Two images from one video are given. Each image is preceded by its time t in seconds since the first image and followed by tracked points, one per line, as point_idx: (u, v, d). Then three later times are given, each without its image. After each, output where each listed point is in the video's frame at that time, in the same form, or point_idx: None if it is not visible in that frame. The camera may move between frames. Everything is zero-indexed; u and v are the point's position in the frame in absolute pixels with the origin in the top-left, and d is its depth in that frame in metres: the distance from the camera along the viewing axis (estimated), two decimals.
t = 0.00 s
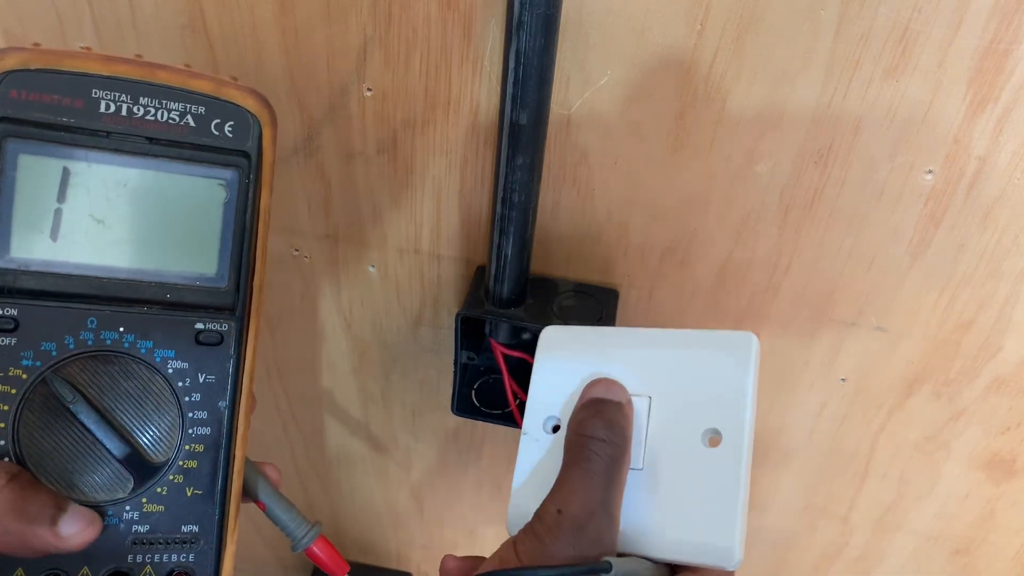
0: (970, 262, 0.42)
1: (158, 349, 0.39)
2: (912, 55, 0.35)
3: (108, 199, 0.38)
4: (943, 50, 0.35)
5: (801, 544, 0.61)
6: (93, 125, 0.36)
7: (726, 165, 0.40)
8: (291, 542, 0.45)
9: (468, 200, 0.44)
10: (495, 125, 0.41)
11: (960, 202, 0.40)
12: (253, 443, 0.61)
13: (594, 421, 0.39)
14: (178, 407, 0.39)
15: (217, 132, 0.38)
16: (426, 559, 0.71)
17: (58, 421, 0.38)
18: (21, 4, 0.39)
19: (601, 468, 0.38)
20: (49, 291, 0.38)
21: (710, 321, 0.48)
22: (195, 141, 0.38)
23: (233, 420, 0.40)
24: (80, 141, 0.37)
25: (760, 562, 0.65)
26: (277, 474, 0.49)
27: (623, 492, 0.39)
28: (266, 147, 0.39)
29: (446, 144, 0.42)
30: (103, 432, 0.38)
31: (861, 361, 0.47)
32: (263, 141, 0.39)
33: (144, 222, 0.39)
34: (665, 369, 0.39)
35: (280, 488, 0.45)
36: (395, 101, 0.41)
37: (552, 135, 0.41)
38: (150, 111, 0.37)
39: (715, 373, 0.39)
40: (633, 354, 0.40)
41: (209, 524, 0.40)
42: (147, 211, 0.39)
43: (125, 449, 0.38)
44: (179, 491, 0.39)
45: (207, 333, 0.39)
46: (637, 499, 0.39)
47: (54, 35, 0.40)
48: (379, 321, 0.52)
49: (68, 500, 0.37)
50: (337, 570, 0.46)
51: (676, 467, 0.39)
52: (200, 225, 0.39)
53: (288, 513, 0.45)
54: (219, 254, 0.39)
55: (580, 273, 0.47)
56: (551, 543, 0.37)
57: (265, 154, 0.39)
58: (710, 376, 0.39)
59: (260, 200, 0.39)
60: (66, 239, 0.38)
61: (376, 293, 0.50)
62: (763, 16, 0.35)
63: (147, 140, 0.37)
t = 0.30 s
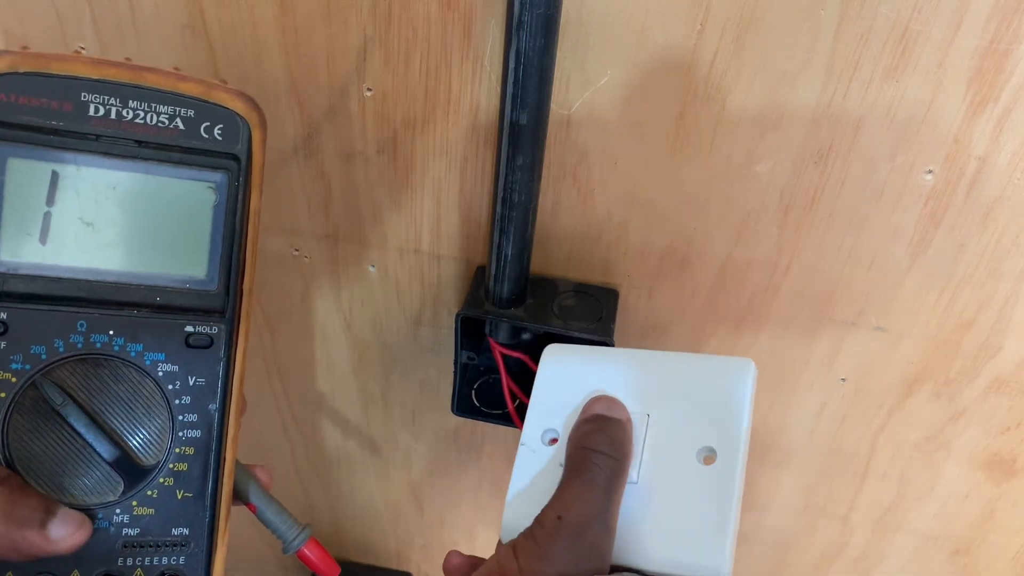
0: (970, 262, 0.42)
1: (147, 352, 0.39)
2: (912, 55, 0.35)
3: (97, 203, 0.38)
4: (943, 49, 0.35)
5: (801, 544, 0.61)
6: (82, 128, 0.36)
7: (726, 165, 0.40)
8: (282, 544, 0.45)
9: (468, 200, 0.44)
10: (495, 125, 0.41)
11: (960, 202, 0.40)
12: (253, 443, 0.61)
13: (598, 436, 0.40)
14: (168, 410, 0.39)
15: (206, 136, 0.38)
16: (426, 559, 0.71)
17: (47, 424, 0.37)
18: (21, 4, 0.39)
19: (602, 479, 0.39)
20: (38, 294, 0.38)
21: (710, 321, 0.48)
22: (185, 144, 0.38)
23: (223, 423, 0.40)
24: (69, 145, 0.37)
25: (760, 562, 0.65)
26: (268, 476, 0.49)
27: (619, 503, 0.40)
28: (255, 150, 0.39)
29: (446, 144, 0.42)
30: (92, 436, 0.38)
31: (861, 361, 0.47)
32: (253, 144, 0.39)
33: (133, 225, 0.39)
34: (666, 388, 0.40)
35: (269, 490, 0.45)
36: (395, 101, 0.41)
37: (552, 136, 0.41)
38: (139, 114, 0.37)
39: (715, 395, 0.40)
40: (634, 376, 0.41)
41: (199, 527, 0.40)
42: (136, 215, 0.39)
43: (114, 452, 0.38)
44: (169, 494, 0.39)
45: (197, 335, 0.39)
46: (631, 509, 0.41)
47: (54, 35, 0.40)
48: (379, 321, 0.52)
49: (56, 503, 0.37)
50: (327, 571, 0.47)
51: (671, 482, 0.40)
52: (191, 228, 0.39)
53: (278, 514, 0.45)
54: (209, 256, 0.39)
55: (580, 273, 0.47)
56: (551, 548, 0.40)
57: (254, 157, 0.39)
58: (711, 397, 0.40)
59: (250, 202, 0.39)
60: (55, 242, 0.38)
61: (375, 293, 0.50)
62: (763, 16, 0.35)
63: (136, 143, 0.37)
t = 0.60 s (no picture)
0: (969, 262, 0.42)
1: (148, 352, 0.39)
2: (912, 55, 0.35)
3: (99, 203, 0.38)
4: (943, 49, 0.35)
5: (801, 544, 0.61)
6: (83, 128, 0.37)
7: (726, 165, 0.40)
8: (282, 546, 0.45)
9: (468, 200, 0.44)
10: (495, 125, 0.41)
11: (960, 202, 0.40)
12: (253, 443, 0.61)
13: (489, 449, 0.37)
14: (168, 411, 0.39)
15: (207, 137, 0.38)
16: (426, 559, 0.71)
17: (47, 424, 0.37)
18: (22, 5, 0.39)
19: (505, 487, 0.36)
20: (39, 294, 0.37)
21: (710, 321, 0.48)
22: (186, 145, 0.38)
23: (223, 424, 0.40)
24: (71, 146, 0.37)
25: (760, 562, 0.65)
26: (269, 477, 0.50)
27: (577, 461, 0.35)
28: (256, 152, 0.39)
29: (445, 144, 0.42)
30: (92, 435, 0.38)
31: (861, 361, 0.48)
32: (253, 146, 0.39)
33: (135, 227, 0.39)
34: (641, 323, 0.36)
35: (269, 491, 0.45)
36: (395, 101, 0.41)
37: (552, 136, 0.41)
38: (141, 115, 0.37)
39: (699, 326, 0.33)
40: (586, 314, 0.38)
41: (200, 528, 0.40)
42: (137, 216, 0.39)
43: (114, 452, 0.38)
44: (169, 494, 0.39)
45: (198, 336, 0.39)
46: (594, 467, 0.34)
47: (54, 36, 0.40)
48: (378, 321, 0.52)
49: (56, 504, 0.37)
50: (326, 571, 0.47)
51: (639, 429, 0.33)
52: (192, 230, 0.40)
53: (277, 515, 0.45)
54: (209, 256, 0.40)
55: (580, 273, 0.47)
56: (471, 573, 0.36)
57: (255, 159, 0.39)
58: (692, 329, 0.33)
59: (251, 201, 0.40)
60: (56, 243, 0.38)
61: (375, 293, 0.50)
62: (763, 15, 0.35)
63: (138, 144, 0.37)
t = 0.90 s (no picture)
0: (969, 262, 0.42)
1: (158, 347, 0.39)
2: (912, 55, 0.35)
3: (110, 200, 0.38)
4: (943, 50, 0.35)
5: (800, 544, 0.61)
6: (96, 127, 0.36)
7: (726, 165, 0.40)
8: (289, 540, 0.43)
9: (468, 200, 0.44)
10: (495, 125, 0.41)
11: (960, 203, 0.40)
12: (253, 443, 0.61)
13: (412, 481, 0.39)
14: (178, 405, 0.39)
15: (216, 136, 0.38)
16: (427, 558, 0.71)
17: (60, 418, 0.37)
18: (22, 4, 0.39)
19: (419, 525, 0.39)
20: (53, 290, 0.38)
21: (710, 322, 0.48)
22: (196, 143, 0.38)
23: (232, 418, 0.40)
24: (84, 143, 0.37)
25: (760, 561, 0.65)
26: (275, 473, 0.48)
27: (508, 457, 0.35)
28: (265, 150, 0.39)
29: (445, 144, 0.42)
30: (104, 428, 0.38)
31: (861, 361, 0.47)
32: (263, 144, 0.39)
33: (146, 223, 0.39)
34: (570, 311, 0.35)
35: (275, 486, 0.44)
36: (395, 101, 0.41)
37: (552, 136, 0.41)
38: (152, 114, 0.37)
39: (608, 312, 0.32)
40: (535, 308, 0.38)
41: (209, 520, 0.40)
42: (148, 213, 0.39)
43: (126, 445, 0.38)
44: (179, 487, 0.39)
45: (208, 331, 0.39)
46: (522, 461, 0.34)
47: (55, 36, 0.40)
48: (379, 321, 0.52)
49: (71, 497, 0.37)
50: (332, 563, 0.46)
51: (554, 421, 0.33)
52: (201, 226, 0.40)
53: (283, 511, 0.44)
54: (219, 253, 0.40)
55: (579, 272, 0.47)
56: None
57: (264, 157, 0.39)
58: (603, 316, 0.32)
59: (260, 200, 0.39)
60: (68, 241, 0.38)
61: (376, 292, 0.50)
62: (763, 16, 0.35)
63: (149, 141, 0.37)
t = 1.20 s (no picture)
0: (969, 262, 0.42)
1: (170, 351, 0.39)
2: (912, 55, 0.35)
3: (123, 203, 0.38)
4: (943, 50, 0.35)
5: (800, 544, 0.61)
6: (110, 132, 0.36)
7: (726, 165, 0.40)
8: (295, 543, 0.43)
9: (468, 200, 0.44)
10: (495, 125, 0.41)
11: (960, 203, 0.40)
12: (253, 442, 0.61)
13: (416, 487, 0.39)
14: (189, 408, 0.39)
15: (229, 141, 0.38)
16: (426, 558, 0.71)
17: (73, 423, 0.37)
18: (21, 4, 0.39)
19: (426, 532, 0.38)
20: (66, 294, 0.37)
21: (710, 322, 0.48)
22: (209, 148, 0.38)
23: (243, 421, 0.40)
24: (98, 148, 0.37)
25: (760, 562, 0.65)
26: (282, 476, 0.48)
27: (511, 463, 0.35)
28: (278, 156, 0.39)
29: (446, 145, 0.42)
30: (116, 431, 0.38)
31: (861, 361, 0.47)
32: (275, 150, 0.39)
33: (159, 228, 0.39)
34: (570, 315, 0.35)
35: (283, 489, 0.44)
36: (395, 100, 0.41)
37: (552, 136, 0.41)
38: (166, 119, 0.37)
39: (610, 318, 0.31)
40: (536, 312, 0.38)
41: (219, 522, 0.40)
42: (160, 217, 0.39)
43: (138, 447, 0.38)
44: (190, 489, 0.39)
45: (219, 335, 0.40)
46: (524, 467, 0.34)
47: (54, 36, 0.40)
48: (379, 321, 0.52)
49: (82, 499, 0.37)
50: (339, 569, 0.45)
51: (553, 427, 0.33)
52: (213, 231, 0.40)
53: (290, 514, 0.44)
54: (231, 258, 0.40)
55: (579, 272, 0.47)
56: None
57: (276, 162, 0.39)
58: (602, 323, 0.32)
59: (271, 206, 0.40)
60: (81, 245, 0.38)
61: (376, 292, 0.50)
62: (762, 15, 0.35)
63: (163, 147, 0.37)
